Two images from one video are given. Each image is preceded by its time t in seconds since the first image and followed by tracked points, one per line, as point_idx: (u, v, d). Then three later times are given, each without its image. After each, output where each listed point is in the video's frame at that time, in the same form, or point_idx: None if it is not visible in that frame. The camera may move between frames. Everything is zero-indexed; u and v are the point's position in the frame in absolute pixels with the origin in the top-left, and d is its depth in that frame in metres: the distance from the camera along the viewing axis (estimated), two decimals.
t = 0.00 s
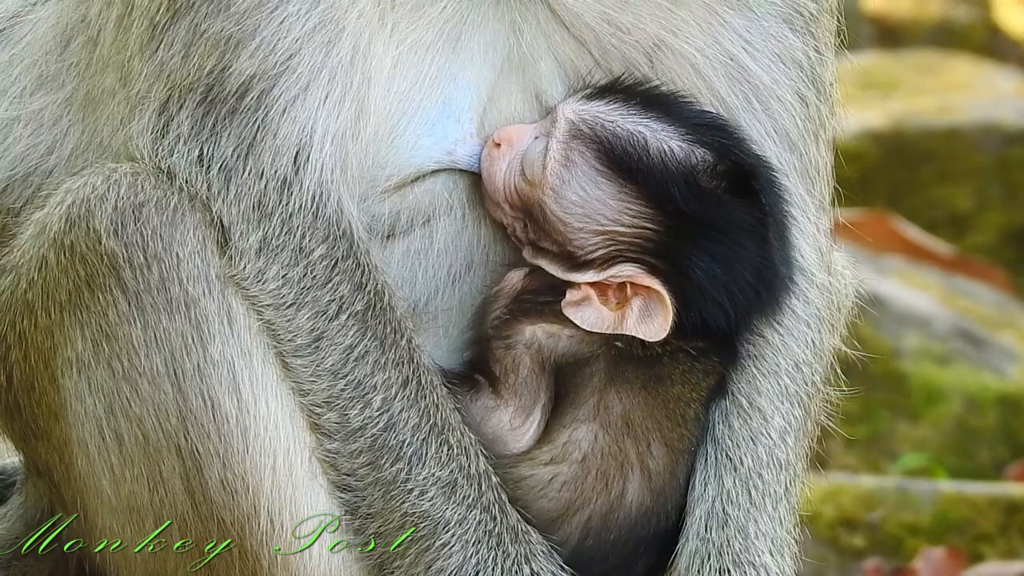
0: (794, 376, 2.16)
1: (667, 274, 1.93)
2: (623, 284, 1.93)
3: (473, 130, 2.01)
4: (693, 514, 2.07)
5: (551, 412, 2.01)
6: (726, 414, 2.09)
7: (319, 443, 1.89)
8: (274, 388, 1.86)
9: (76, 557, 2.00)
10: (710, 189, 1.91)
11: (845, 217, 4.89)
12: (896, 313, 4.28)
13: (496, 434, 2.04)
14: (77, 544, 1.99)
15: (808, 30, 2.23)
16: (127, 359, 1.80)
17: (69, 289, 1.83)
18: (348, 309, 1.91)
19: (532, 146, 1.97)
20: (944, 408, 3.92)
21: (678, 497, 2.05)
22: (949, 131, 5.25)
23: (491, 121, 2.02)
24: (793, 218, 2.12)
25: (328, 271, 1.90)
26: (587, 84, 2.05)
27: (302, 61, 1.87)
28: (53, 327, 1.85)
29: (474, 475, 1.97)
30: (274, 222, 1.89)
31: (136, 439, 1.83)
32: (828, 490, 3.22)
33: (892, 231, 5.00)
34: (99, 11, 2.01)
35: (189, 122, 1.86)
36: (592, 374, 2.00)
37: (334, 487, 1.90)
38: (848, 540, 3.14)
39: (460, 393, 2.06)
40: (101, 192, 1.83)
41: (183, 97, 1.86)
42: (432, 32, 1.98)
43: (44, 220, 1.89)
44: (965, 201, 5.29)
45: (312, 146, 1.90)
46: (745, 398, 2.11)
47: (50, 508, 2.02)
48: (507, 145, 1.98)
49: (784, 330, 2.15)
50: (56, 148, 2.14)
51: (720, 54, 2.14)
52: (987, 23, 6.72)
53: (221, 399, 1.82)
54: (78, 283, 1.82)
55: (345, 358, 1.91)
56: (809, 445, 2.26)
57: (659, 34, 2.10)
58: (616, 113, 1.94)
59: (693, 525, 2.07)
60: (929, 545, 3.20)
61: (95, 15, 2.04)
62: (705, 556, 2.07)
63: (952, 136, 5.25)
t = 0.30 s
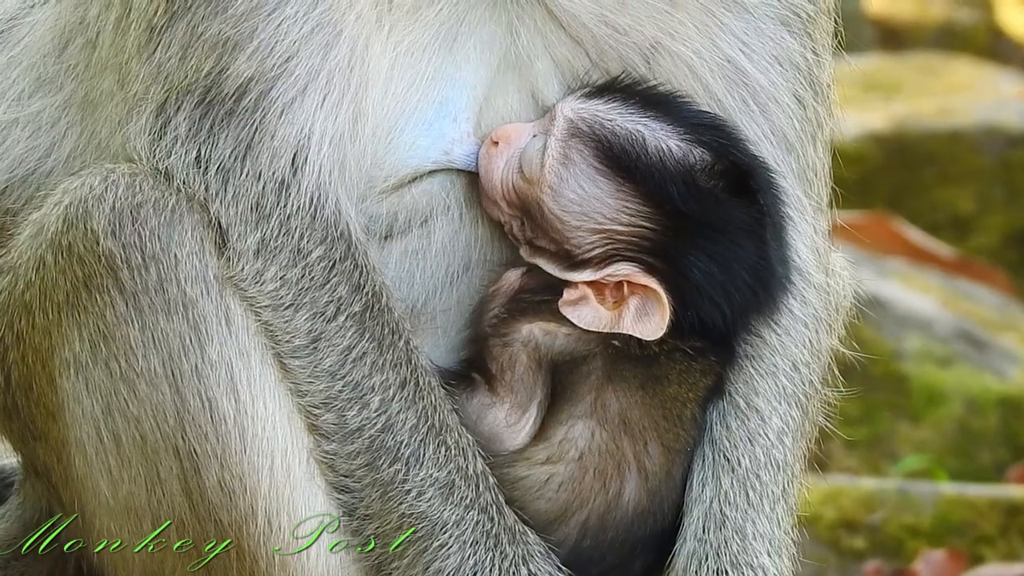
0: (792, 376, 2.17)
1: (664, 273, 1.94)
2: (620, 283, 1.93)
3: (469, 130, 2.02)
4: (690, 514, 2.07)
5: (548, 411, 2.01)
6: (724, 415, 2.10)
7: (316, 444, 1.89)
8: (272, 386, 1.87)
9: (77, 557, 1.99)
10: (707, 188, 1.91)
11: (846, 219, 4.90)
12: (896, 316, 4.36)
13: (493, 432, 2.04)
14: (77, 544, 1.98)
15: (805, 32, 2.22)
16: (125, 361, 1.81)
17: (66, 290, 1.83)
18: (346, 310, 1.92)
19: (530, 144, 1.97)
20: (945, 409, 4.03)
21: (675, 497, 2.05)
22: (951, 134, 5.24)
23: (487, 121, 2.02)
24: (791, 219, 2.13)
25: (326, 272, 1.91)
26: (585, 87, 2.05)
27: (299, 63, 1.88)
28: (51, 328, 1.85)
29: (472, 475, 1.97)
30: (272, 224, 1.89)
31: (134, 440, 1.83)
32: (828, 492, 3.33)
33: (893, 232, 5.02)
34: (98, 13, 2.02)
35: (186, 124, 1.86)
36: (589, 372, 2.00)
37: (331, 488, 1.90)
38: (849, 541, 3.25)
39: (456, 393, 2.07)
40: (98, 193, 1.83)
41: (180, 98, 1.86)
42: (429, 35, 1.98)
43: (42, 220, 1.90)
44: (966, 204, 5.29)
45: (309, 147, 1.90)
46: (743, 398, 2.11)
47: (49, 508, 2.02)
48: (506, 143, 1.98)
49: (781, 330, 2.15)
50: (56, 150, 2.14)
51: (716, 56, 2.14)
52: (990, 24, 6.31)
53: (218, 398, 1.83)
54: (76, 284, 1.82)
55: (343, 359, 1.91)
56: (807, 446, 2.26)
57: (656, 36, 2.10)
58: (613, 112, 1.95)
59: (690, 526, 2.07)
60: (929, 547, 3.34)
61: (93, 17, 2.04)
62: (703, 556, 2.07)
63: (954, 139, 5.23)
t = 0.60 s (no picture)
0: (786, 378, 2.17)
1: (657, 273, 1.94)
2: (614, 283, 1.93)
3: (463, 129, 2.02)
4: (684, 516, 2.07)
5: (542, 412, 2.01)
6: (717, 416, 2.11)
7: (310, 445, 1.89)
8: (267, 386, 1.87)
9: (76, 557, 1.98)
10: (707, 191, 1.91)
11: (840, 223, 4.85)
12: (893, 319, 4.39)
13: (486, 433, 2.04)
14: (76, 544, 1.97)
15: (799, 34, 2.23)
16: (119, 363, 1.81)
17: (60, 292, 1.83)
18: (340, 311, 1.92)
19: (529, 139, 1.98)
20: (943, 411, 4.16)
21: (669, 498, 2.05)
22: (949, 134, 5.02)
23: (480, 121, 2.03)
24: (784, 221, 2.13)
25: (320, 274, 1.91)
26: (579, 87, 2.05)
27: (294, 66, 1.88)
28: (44, 329, 1.85)
29: (466, 477, 1.97)
30: (266, 225, 1.90)
31: (127, 442, 1.83)
32: (825, 494, 3.38)
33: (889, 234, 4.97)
34: (91, 16, 2.01)
35: (179, 126, 1.87)
36: (584, 373, 2.01)
37: (326, 489, 1.90)
38: (847, 543, 3.33)
39: (450, 394, 2.07)
40: (92, 195, 1.83)
41: (174, 101, 1.86)
42: (423, 36, 1.98)
43: (36, 223, 1.90)
44: (965, 204, 5.12)
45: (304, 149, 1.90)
46: (737, 399, 2.12)
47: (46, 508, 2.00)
48: (504, 137, 1.99)
49: (775, 332, 2.16)
50: (50, 153, 2.15)
51: (709, 58, 2.15)
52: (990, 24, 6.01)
53: (212, 400, 1.82)
54: (69, 286, 1.82)
55: (337, 361, 1.91)
56: (800, 446, 2.27)
57: (650, 37, 2.11)
58: (614, 112, 1.95)
59: (684, 527, 2.07)
60: (926, 548, 3.43)
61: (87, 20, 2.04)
62: (698, 557, 2.07)
63: (955, 138, 5.02)
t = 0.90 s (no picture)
0: (775, 379, 2.22)
1: (648, 278, 1.97)
2: (606, 287, 1.97)
3: (458, 134, 2.06)
4: (675, 516, 2.11)
5: (537, 416, 2.07)
6: (708, 417, 2.15)
7: (310, 446, 1.94)
8: (266, 391, 1.90)
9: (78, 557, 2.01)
10: (699, 199, 1.95)
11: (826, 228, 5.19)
12: (883, 320, 4.66)
13: (483, 437, 2.08)
14: (77, 544, 2.00)
15: (786, 41, 2.28)
16: (122, 367, 1.82)
17: (63, 297, 1.83)
18: (338, 315, 1.96)
19: (524, 143, 2.03)
20: (931, 412, 4.35)
21: (661, 498, 2.09)
22: (939, 141, 5.37)
23: (474, 126, 2.07)
24: (773, 224, 2.17)
25: (319, 279, 1.95)
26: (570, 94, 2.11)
27: (293, 75, 1.92)
28: (51, 333, 1.85)
29: (462, 477, 2.03)
30: (266, 231, 1.92)
31: (132, 445, 1.84)
32: (813, 494, 3.54)
33: (877, 238, 5.30)
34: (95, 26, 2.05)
35: (180, 133, 1.89)
36: (577, 378, 2.07)
37: (326, 489, 1.94)
38: (836, 541, 3.45)
39: (446, 398, 2.13)
40: (95, 202, 1.84)
41: (174, 109, 1.88)
42: (419, 44, 2.02)
43: (40, 228, 1.90)
44: (953, 212, 5.43)
45: (302, 156, 1.94)
46: (726, 401, 2.16)
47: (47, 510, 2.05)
48: (498, 141, 2.04)
49: (765, 334, 2.20)
50: (51, 159, 2.18)
51: (700, 66, 2.20)
52: (979, 34, 6.39)
53: (212, 402, 1.85)
54: (72, 290, 1.83)
55: (336, 363, 1.95)
56: (789, 446, 2.32)
57: (640, 46, 2.17)
58: (607, 119, 1.99)
59: (676, 527, 2.11)
60: (914, 546, 3.55)
61: (90, 30, 2.06)
62: (687, 556, 2.11)
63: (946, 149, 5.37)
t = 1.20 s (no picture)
0: (718, 370, 2.56)
1: (612, 284, 2.30)
2: (576, 291, 2.29)
3: (446, 158, 2.40)
4: (630, 487, 2.45)
5: (513, 400, 2.41)
6: (660, 402, 2.49)
7: (317, 425, 2.23)
8: (276, 372, 2.19)
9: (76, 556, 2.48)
10: (654, 213, 2.27)
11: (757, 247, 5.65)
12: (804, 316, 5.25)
13: (466, 419, 2.41)
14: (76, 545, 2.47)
15: (729, 79, 2.65)
16: (157, 356, 2.13)
17: (105, 297, 2.16)
18: (342, 311, 2.27)
19: (503, 168, 2.35)
20: (844, 396, 5.00)
21: (618, 472, 2.43)
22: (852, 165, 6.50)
23: (459, 152, 2.41)
24: (720, 235, 2.50)
25: (326, 279, 2.26)
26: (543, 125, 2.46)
27: (306, 105, 2.24)
28: (97, 325, 2.18)
29: (448, 452, 2.34)
30: (280, 239, 2.23)
31: (164, 421, 2.15)
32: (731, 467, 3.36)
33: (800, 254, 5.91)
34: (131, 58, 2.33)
35: (209, 155, 2.21)
36: (549, 368, 2.39)
37: (330, 463, 2.23)
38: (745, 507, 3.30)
39: (439, 381, 2.45)
40: (134, 215, 2.15)
41: (201, 133, 2.20)
42: (413, 81, 2.35)
43: (85, 237, 2.23)
44: (863, 224, 6.56)
45: (314, 175, 2.26)
46: (676, 388, 2.50)
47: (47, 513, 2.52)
48: (482, 167, 2.36)
49: (710, 332, 2.53)
50: (92, 172, 2.46)
51: (657, 100, 2.58)
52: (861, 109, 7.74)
53: (232, 386, 2.14)
54: (115, 289, 2.14)
55: (340, 353, 2.26)
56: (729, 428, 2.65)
57: (605, 83, 2.53)
58: (574, 147, 2.31)
59: (631, 493, 2.45)
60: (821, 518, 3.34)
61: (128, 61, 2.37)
62: (642, 521, 2.45)
63: (863, 171, 6.50)
